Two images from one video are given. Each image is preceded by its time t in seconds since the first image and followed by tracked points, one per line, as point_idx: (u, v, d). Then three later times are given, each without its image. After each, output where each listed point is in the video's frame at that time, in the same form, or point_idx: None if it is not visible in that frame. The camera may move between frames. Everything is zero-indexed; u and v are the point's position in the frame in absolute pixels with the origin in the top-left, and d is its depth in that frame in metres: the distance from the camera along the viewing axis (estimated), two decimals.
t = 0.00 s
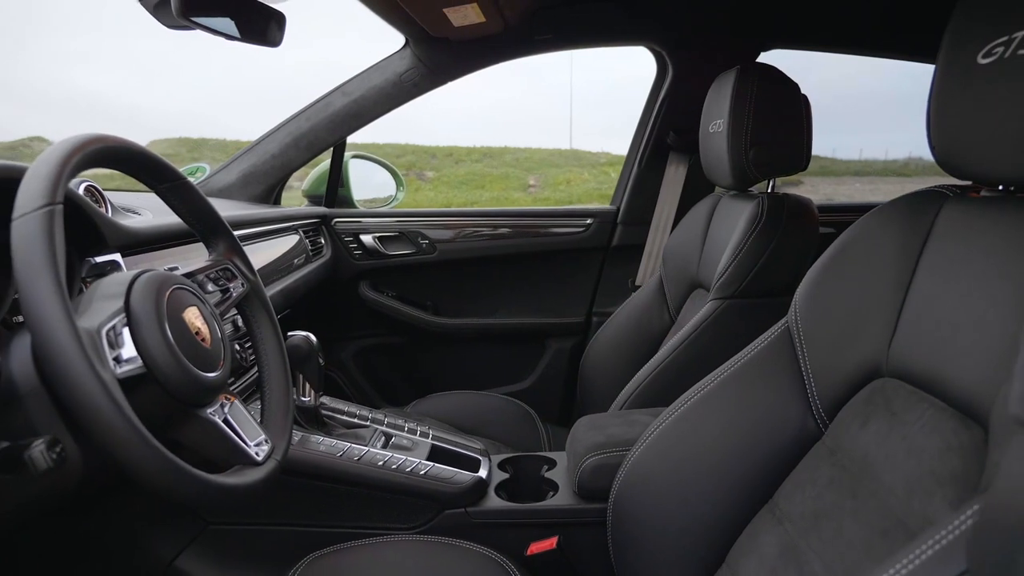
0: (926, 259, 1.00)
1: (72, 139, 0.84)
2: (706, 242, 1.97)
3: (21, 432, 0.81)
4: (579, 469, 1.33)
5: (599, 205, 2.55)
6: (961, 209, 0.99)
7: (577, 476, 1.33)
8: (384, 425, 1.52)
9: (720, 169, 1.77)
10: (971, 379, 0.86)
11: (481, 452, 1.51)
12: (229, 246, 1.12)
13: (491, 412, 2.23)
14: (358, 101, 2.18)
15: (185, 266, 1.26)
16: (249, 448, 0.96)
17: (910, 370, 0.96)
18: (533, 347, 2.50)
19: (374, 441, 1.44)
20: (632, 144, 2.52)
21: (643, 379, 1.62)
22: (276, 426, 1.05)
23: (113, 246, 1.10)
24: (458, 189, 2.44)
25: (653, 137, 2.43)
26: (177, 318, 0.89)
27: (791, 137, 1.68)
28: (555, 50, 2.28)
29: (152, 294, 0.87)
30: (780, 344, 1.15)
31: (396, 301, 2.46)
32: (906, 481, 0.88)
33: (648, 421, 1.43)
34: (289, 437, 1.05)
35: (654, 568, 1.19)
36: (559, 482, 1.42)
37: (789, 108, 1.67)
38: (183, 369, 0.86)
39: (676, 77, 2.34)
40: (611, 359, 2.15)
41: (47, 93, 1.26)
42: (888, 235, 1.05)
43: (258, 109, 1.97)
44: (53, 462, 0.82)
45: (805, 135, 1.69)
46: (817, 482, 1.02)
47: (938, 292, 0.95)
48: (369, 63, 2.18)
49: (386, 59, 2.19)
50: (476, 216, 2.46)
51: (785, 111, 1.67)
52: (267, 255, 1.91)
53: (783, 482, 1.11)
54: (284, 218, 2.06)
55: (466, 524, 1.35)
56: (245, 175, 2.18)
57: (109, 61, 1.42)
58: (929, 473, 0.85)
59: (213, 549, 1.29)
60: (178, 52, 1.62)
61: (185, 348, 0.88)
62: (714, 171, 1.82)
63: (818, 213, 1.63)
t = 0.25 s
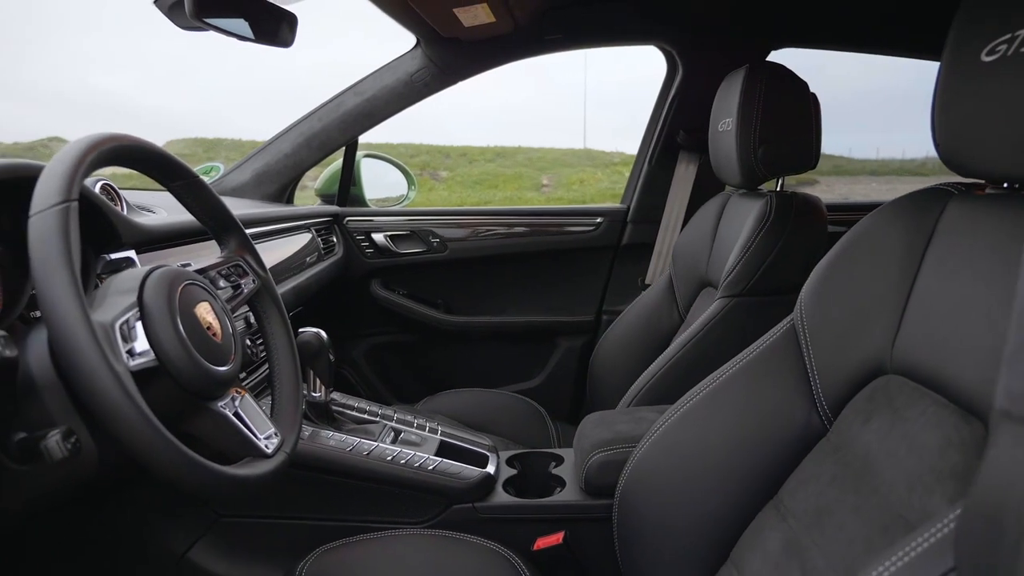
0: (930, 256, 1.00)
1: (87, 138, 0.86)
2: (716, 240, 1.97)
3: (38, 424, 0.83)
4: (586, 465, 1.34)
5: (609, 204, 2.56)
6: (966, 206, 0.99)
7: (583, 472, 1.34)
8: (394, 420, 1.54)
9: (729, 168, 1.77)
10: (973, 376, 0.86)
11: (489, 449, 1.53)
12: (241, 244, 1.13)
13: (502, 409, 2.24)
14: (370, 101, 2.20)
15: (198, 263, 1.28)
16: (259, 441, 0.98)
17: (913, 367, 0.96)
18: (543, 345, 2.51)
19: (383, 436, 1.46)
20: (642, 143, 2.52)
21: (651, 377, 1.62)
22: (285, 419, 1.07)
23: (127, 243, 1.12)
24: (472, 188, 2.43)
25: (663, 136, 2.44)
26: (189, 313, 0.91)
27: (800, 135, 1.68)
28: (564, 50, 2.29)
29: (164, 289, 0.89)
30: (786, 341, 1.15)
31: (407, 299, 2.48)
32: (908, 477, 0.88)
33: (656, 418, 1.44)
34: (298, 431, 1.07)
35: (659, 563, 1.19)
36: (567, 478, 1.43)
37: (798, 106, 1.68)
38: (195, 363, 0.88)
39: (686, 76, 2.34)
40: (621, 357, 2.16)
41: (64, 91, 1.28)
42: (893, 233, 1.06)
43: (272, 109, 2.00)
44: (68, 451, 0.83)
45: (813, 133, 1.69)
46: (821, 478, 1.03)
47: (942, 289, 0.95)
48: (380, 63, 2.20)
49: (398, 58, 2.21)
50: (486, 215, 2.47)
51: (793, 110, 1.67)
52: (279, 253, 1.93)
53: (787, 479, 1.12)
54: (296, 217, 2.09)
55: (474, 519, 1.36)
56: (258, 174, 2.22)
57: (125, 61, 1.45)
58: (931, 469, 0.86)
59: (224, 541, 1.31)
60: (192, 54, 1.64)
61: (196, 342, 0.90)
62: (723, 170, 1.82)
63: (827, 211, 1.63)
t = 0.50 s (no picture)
0: (933, 255, 1.00)
1: (101, 138, 0.88)
2: (724, 240, 1.97)
3: (54, 416, 0.85)
4: (592, 462, 1.35)
5: (619, 203, 2.57)
6: (969, 205, 0.99)
7: (589, 469, 1.36)
8: (403, 417, 1.56)
9: (737, 168, 1.77)
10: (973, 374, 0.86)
11: (497, 446, 1.54)
12: (252, 242, 1.16)
13: (512, 407, 2.25)
14: (381, 102, 2.22)
15: (210, 261, 1.31)
16: (268, 434, 1.00)
17: (915, 365, 0.97)
18: (552, 343, 2.53)
19: (392, 433, 1.48)
20: (652, 141, 2.51)
21: (658, 376, 1.63)
22: (294, 413, 1.09)
23: (141, 241, 1.15)
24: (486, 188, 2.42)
25: (672, 135, 2.44)
26: (200, 310, 0.93)
27: (808, 134, 1.69)
28: (574, 49, 2.30)
29: (176, 286, 0.91)
30: (790, 340, 1.16)
31: (418, 298, 2.50)
32: (908, 474, 0.89)
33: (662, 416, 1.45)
34: (307, 425, 1.09)
35: (663, 560, 1.20)
36: (573, 475, 1.45)
37: (806, 105, 1.68)
38: (206, 358, 0.90)
39: (695, 76, 2.35)
40: (630, 356, 2.17)
41: (81, 92, 1.31)
42: (896, 232, 1.06)
43: (286, 109, 2.02)
44: (83, 443, 0.85)
45: (822, 132, 1.69)
46: (823, 476, 1.04)
47: (944, 287, 0.96)
48: (391, 63, 2.22)
49: (409, 59, 2.23)
50: (495, 214, 2.49)
51: (802, 109, 1.67)
52: (291, 252, 1.95)
53: (790, 476, 1.13)
54: (309, 216, 2.11)
55: (480, 514, 1.38)
56: (271, 173, 2.25)
57: (140, 63, 1.48)
58: (932, 466, 0.86)
59: (236, 534, 1.34)
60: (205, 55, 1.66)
61: (207, 338, 0.92)
62: (731, 169, 1.82)
63: (835, 210, 1.63)
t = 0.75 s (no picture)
0: (935, 253, 1.01)
1: (115, 138, 0.90)
2: (733, 238, 1.98)
3: (69, 409, 0.88)
4: (597, 458, 1.37)
5: (628, 203, 2.58)
6: (972, 204, 1.00)
7: (595, 465, 1.37)
8: (411, 413, 1.58)
9: (745, 167, 1.77)
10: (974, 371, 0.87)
11: (504, 442, 1.56)
12: (263, 239, 1.18)
13: (520, 405, 2.27)
14: (392, 102, 2.24)
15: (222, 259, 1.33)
16: (277, 427, 1.03)
17: (917, 362, 0.97)
18: (562, 342, 2.54)
19: (401, 428, 1.50)
20: (661, 140, 2.51)
21: (665, 374, 1.64)
22: (303, 407, 1.11)
23: (155, 239, 1.17)
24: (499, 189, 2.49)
25: (681, 134, 2.45)
26: (212, 305, 0.95)
27: (816, 133, 1.69)
28: (583, 49, 2.31)
29: (188, 282, 0.94)
30: (794, 337, 1.17)
31: (428, 297, 2.52)
32: (909, 470, 0.89)
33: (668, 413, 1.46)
34: (316, 419, 1.11)
35: (667, 554, 1.21)
36: (580, 471, 1.46)
37: (813, 104, 1.68)
38: (217, 352, 0.92)
39: (704, 76, 2.35)
40: (639, 354, 2.18)
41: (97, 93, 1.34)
42: (900, 230, 1.07)
43: (299, 110, 2.05)
44: (97, 434, 0.86)
45: (830, 131, 1.69)
46: (826, 472, 1.04)
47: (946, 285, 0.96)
48: (402, 64, 2.24)
49: (420, 59, 2.25)
50: (505, 214, 2.50)
51: (809, 108, 1.68)
52: (303, 250, 1.98)
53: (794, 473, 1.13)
54: (320, 215, 2.14)
55: (487, 509, 1.40)
56: (283, 173, 2.28)
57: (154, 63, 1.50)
58: (932, 462, 0.87)
59: (247, 527, 1.36)
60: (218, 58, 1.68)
61: (218, 333, 0.94)
62: (739, 169, 1.82)
63: (843, 209, 1.64)
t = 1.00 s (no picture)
0: (936, 253, 1.01)
1: (129, 139, 0.93)
2: (741, 238, 1.98)
3: (84, 402, 0.90)
4: (603, 455, 1.38)
5: (638, 202, 2.58)
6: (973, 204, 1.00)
7: (600, 463, 1.38)
8: (420, 410, 1.60)
9: (752, 167, 1.78)
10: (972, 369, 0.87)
11: (511, 439, 1.58)
12: (272, 238, 1.20)
13: (529, 403, 2.28)
14: (403, 103, 2.27)
15: (233, 257, 1.36)
16: (286, 422, 1.05)
17: (917, 361, 0.98)
18: (571, 341, 2.55)
19: (409, 425, 1.52)
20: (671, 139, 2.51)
21: (671, 372, 1.64)
22: (311, 403, 1.13)
23: (168, 238, 1.20)
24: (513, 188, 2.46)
25: (690, 134, 2.45)
26: (222, 302, 0.98)
27: (823, 133, 1.69)
28: (592, 50, 2.32)
29: (199, 280, 0.96)
30: (797, 336, 1.17)
31: (439, 296, 2.54)
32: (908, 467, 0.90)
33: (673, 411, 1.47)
34: (324, 414, 1.13)
35: (670, 550, 1.23)
36: (585, 468, 1.47)
37: (820, 104, 1.68)
38: (226, 348, 0.95)
39: (713, 76, 2.36)
40: (647, 353, 2.19)
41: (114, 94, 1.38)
42: (902, 230, 1.07)
43: (311, 110, 2.08)
44: (110, 426, 0.89)
45: (837, 131, 1.69)
46: (827, 470, 1.05)
47: (947, 284, 0.97)
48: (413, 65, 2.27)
49: (430, 60, 2.27)
50: (514, 213, 2.52)
51: (816, 107, 1.68)
52: (315, 250, 2.01)
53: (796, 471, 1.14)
54: (331, 215, 2.16)
55: (493, 505, 1.41)
56: (295, 173, 2.31)
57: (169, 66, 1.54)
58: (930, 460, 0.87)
59: (258, 521, 1.38)
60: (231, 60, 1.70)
61: (228, 329, 0.97)
62: (747, 169, 1.82)
63: (850, 209, 1.64)
